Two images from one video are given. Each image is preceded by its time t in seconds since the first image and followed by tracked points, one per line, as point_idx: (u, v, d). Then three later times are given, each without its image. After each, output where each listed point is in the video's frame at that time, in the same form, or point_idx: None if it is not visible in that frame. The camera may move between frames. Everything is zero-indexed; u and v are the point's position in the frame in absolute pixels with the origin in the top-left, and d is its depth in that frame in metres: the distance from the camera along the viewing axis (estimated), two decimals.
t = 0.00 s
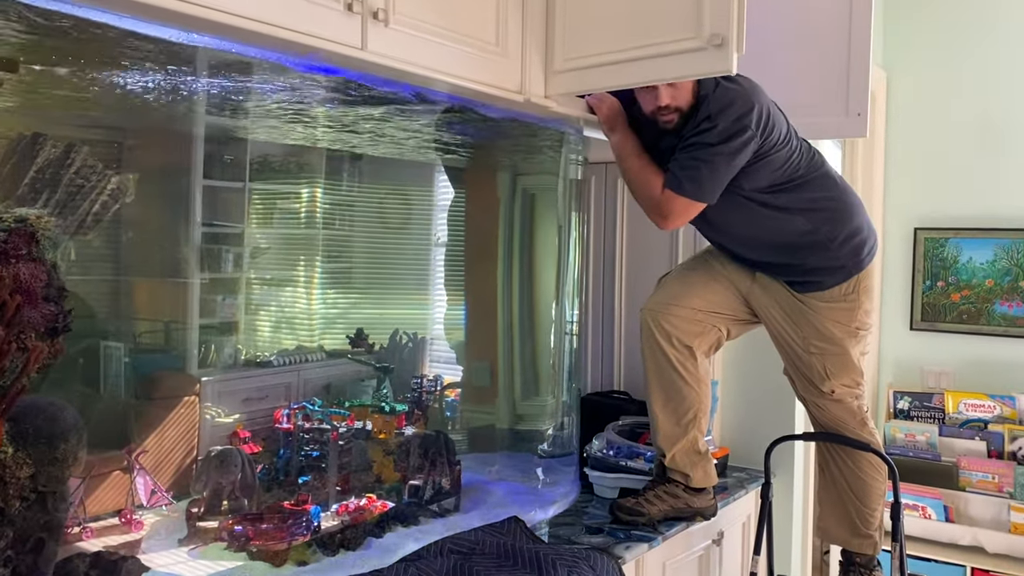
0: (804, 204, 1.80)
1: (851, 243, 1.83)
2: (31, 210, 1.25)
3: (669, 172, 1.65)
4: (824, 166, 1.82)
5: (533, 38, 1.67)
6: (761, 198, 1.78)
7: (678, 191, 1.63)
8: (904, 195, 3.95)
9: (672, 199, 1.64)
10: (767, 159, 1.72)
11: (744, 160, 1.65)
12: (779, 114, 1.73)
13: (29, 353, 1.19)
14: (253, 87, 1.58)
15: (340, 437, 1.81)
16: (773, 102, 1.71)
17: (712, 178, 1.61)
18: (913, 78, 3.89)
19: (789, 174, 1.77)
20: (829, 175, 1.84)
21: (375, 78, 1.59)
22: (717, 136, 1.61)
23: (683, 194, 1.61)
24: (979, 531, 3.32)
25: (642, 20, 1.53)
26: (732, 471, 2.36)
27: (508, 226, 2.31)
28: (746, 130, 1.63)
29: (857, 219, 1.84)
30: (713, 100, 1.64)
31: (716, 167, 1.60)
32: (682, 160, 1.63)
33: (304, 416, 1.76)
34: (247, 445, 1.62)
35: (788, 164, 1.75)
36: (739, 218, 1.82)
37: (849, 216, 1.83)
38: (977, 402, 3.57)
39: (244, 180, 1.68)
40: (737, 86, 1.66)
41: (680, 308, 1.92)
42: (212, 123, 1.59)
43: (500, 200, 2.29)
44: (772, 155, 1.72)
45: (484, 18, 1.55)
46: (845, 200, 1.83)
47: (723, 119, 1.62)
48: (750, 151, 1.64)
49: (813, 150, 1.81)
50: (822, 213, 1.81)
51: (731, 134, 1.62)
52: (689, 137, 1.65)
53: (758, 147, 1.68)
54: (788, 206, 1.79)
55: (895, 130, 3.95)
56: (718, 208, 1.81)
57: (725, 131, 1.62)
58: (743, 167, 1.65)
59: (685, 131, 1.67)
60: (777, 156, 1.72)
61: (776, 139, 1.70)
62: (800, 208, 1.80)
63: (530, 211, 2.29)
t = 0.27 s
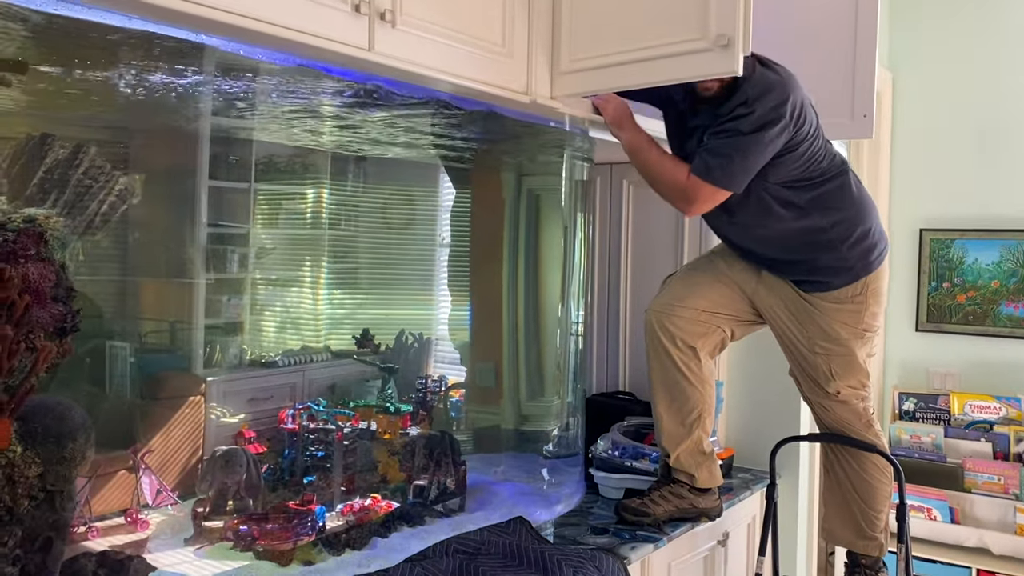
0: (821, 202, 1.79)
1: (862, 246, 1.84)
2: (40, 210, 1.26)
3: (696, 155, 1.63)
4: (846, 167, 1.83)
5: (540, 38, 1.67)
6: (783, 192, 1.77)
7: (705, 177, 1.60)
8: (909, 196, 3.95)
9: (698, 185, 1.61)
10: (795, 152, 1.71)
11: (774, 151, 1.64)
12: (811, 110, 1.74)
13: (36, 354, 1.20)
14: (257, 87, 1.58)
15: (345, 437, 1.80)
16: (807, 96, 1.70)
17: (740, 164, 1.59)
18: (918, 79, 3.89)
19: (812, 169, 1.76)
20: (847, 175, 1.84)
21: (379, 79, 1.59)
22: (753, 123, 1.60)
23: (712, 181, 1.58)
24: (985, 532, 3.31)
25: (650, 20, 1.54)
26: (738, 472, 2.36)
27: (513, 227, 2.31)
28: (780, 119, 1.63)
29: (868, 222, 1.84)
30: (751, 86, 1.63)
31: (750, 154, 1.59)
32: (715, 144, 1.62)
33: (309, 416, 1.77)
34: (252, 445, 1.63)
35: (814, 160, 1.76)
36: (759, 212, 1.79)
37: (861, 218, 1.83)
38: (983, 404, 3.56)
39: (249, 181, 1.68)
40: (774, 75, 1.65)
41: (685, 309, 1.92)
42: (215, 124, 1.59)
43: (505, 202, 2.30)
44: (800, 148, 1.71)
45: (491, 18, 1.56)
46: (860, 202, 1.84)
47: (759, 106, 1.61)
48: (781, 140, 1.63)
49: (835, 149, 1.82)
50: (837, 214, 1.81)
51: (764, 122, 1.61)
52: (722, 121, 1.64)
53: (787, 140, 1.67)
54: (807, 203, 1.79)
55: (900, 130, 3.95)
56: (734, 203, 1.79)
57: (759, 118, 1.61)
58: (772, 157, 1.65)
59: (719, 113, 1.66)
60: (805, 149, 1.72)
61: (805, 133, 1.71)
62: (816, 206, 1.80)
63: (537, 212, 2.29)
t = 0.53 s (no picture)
0: (854, 194, 1.82)
1: (888, 245, 1.85)
2: (59, 210, 1.28)
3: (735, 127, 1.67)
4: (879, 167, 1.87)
5: (551, 41, 1.69)
6: (820, 177, 1.80)
7: (744, 148, 1.64)
8: (916, 198, 3.96)
9: (736, 156, 1.64)
10: (834, 135, 1.76)
11: (815, 127, 1.69)
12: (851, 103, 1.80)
13: (57, 351, 1.23)
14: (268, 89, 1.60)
15: (353, 436, 1.82)
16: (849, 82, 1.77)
17: (777, 132, 1.64)
18: (925, 81, 3.90)
19: (848, 159, 1.81)
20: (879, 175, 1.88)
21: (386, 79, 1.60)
22: (797, 95, 1.65)
23: (755, 150, 1.62)
24: (991, 532, 3.31)
25: (660, 24, 1.55)
26: (745, 471, 2.37)
27: (522, 227, 2.32)
28: (824, 97, 1.68)
29: (894, 224, 1.87)
30: (796, 62, 1.69)
31: (790, 124, 1.64)
32: (756, 114, 1.66)
33: (317, 415, 1.77)
34: (261, 444, 1.63)
35: (851, 148, 1.80)
36: (793, 198, 1.81)
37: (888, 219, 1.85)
38: (989, 404, 3.58)
39: (258, 180, 1.67)
40: (821, 56, 1.72)
41: (700, 310, 1.93)
42: (227, 125, 1.60)
43: (515, 201, 2.30)
44: (839, 131, 1.76)
45: (503, 21, 1.58)
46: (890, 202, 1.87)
47: (804, 79, 1.67)
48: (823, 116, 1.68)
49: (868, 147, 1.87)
50: (867, 210, 1.83)
51: (807, 96, 1.66)
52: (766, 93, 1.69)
53: (827, 120, 1.72)
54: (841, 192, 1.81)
55: (908, 132, 3.95)
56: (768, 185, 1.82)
57: (802, 92, 1.66)
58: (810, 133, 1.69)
59: (761, 89, 1.71)
60: (845, 133, 1.77)
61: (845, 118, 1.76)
62: (849, 199, 1.82)
63: (551, 215, 2.35)
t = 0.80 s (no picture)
0: (884, 187, 1.86)
1: (916, 240, 1.88)
2: (93, 209, 1.30)
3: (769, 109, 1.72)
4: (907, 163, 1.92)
5: (568, 45, 1.71)
6: (851, 167, 1.84)
7: (775, 129, 1.69)
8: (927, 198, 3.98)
9: (767, 137, 1.69)
10: (864, 123, 1.81)
11: (847, 112, 1.74)
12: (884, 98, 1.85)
13: (94, 345, 1.26)
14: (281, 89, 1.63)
15: (367, 432, 1.85)
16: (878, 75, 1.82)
17: (807, 112, 1.69)
18: (937, 81, 3.91)
19: (878, 150, 1.85)
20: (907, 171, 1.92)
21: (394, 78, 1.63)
22: (830, 78, 1.71)
23: (787, 131, 1.68)
24: (1001, 531, 3.33)
25: (677, 29, 1.58)
26: (757, 468, 2.40)
27: (537, 226, 2.36)
28: (857, 84, 1.73)
29: (921, 223, 1.89)
30: (827, 48, 1.75)
31: (822, 106, 1.70)
32: (789, 96, 1.72)
33: (330, 411, 1.81)
34: (275, 440, 1.67)
35: (880, 140, 1.85)
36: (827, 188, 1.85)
37: (916, 217, 1.88)
38: (1000, 404, 3.60)
39: (273, 180, 1.71)
40: (852, 44, 1.78)
41: (727, 310, 1.96)
42: (241, 124, 1.62)
43: (530, 201, 2.34)
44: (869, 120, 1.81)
45: (522, 25, 1.61)
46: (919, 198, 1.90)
47: (835, 64, 1.73)
48: (856, 100, 1.73)
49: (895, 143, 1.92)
50: (897, 203, 1.87)
51: (840, 81, 1.72)
52: (799, 76, 1.74)
53: (858, 109, 1.77)
54: (872, 183, 1.85)
55: (919, 132, 3.97)
56: (800, 173, 1.86)
57: (836, 76, 1.72)
58: (842, 118, 1.74)
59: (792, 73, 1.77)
60: (874, 122, 1.82)
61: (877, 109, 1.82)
62: (879, 191, 1.86)
63: (568, 215, 2.38)
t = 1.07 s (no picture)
0: (909, 184, 1.90)
1: (942, 237, 1.92)
2: (142, 205, 1.34)
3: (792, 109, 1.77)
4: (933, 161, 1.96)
5: (596, 46, 1.76)
6: (875, 164, 1.89)
7: (799, 127, 1.73)
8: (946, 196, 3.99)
9: (792, 135, 1.73)
10: (887, 121, 1.86)
11: (871, 111, 1.78)
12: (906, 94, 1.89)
13: (146, 338, 1.33)
14: (305, 88, 1.67)
15: (387, 425, 1.92)
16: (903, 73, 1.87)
17: (834, 112, 1.73)
18: (956, 80, 3.92)
19: (903, 148, 1.90)
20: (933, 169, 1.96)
21: (421, 79, 1.68)
22: (854, 77, 1.75)
23: (813, 129, 1.72)
24: (1017, 527, 3.36)
25: (704, 30, 1.62)
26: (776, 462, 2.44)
27: (560, 224, 2.40)
28: (880, 81, 1.77)
29: (948, 220, 1.93)
30: (848, 48, 1.80)
31: (847, 104, 1.74)
32: (813, 95, 1.76)
33: (350, 405, 1.87)
34: (298, 433, 1.72)
35: (905, 137, 1.90)
36: (851, 185, 1.90)
37: (943, 211, 1.92)
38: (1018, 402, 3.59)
39: (295, 177, 1.78)
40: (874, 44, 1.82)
41: (757, 306, 2.02)
42: (266, 121, 1.68)
43: (553, 198, 2.38)
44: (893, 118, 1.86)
45: (552, 27, 1.65)
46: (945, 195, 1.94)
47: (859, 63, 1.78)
48: (879, 99, 1.77)
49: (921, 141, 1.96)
50: (922, 200, 1.91)
51: (863, 79, 1.76)
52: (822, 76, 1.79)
53: (882, 106, 1.82)
54: (897, 181, 1.90)
55: (939, 131, 3.98)
56: (825, 170, 1.91)
57: (859, 74, 1.76)
58: (866, 116, 1.78)
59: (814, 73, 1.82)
60: (899, 120, 1.87)
61: (900, 105, 1.86)
62: (905, 188, 1.90)
63: (586, 214, 2.41)
